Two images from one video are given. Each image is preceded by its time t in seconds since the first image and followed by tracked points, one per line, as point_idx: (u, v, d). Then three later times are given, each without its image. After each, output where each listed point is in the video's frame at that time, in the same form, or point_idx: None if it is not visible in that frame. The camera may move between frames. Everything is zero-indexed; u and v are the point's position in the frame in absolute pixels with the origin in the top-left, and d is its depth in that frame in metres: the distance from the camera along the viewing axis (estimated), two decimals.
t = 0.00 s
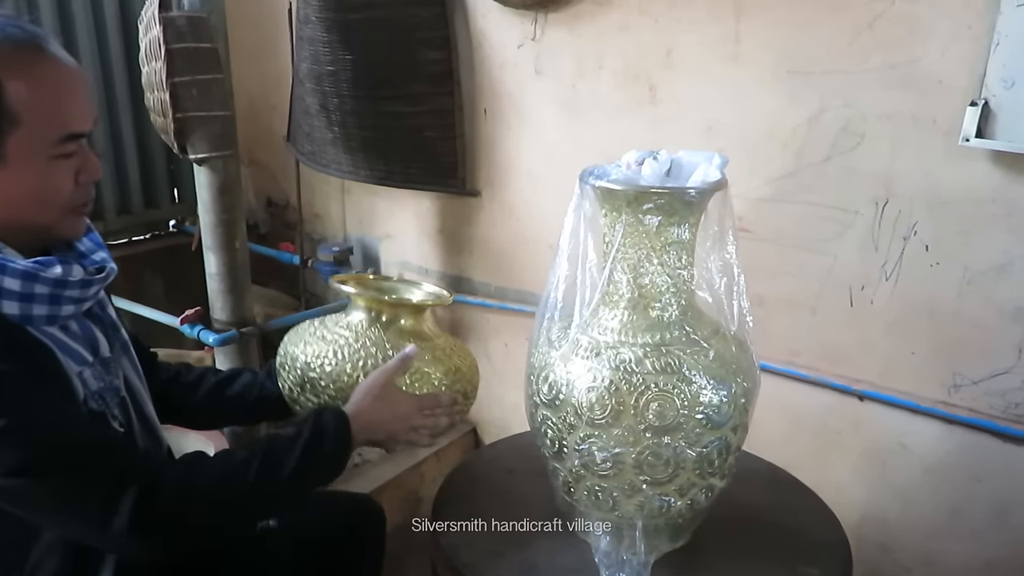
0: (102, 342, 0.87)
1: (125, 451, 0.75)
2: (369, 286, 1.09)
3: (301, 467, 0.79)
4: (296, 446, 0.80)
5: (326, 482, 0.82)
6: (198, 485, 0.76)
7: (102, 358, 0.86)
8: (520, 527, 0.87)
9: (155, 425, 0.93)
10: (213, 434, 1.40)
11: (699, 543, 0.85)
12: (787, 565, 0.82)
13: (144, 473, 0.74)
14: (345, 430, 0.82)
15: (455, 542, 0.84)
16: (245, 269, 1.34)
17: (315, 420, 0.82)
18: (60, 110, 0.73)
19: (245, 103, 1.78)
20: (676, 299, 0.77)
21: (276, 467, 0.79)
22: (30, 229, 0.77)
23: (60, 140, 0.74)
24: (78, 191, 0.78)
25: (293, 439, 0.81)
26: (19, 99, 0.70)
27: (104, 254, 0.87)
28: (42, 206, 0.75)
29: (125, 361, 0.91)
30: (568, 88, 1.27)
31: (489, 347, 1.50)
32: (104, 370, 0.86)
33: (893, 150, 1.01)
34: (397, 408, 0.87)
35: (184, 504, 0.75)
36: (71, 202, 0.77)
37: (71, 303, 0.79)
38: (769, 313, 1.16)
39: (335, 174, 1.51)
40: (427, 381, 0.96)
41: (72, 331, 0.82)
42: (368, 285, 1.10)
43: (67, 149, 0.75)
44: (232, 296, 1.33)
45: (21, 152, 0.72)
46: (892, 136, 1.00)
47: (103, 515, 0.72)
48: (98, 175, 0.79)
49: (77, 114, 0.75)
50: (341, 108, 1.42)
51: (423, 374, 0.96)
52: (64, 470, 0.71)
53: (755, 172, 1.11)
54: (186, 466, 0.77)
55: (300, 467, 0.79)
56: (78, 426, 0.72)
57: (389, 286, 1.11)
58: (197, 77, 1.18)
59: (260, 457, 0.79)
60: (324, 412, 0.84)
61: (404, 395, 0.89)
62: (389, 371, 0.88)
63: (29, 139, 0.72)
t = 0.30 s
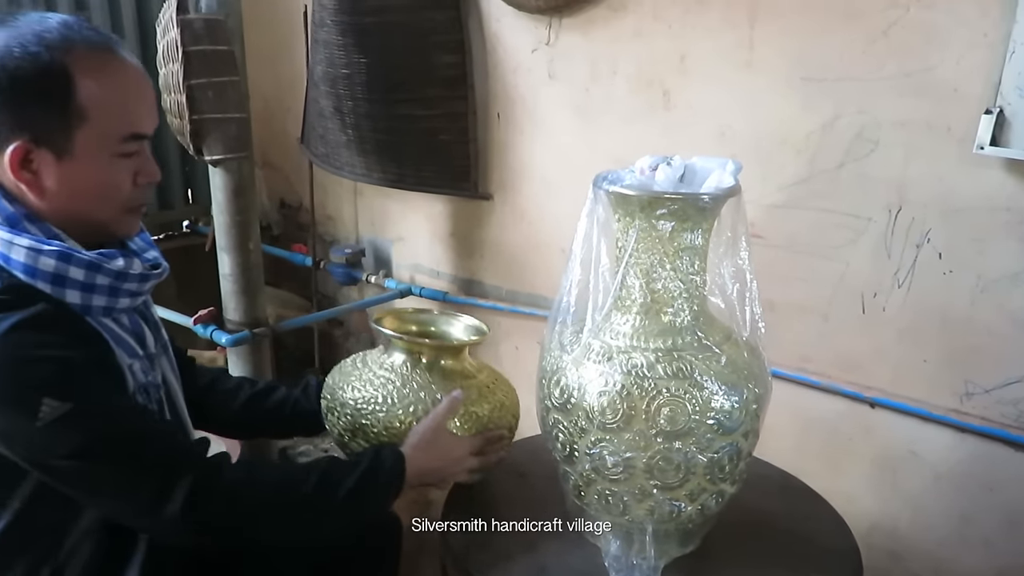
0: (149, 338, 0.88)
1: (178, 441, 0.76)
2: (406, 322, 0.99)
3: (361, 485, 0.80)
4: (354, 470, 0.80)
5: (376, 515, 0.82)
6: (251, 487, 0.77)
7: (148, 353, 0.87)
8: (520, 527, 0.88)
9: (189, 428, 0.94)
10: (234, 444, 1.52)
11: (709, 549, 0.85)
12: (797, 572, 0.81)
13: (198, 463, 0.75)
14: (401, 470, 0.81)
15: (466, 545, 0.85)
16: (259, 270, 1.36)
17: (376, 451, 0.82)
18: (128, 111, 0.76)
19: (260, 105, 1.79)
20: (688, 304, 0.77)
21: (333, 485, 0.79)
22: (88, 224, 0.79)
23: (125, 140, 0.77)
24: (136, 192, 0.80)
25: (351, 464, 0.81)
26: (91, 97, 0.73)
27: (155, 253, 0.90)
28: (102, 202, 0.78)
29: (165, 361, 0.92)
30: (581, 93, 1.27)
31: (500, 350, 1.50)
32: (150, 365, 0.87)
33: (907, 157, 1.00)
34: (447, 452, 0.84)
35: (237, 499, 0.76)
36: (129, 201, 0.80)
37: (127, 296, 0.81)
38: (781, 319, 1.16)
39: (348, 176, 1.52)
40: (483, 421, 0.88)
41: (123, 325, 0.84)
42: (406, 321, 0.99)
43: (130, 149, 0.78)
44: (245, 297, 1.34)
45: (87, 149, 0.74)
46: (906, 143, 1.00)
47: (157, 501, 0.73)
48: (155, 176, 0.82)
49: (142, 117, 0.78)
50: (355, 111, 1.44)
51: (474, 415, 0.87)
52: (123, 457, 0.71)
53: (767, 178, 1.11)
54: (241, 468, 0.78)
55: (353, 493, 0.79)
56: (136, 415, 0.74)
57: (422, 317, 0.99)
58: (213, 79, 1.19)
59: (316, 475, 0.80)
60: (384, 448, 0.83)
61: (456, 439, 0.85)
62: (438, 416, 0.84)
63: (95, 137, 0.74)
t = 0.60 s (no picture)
0: (190, 345, 0.90)
1: (226, 434, 0.77)
2: (422, 335, 0.99)
3: (402, 488, 0.80)
4: (398, 469, 0.81)
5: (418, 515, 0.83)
6: (301, 480, 0.78)
7: (192, 356, 0.90)
8: (520, 527, 0.89)
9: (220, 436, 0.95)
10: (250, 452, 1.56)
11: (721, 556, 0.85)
12: None
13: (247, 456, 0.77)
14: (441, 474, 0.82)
15: (478, 550, 0.85)
16: (273, 275, 1.37)
17: (417, 458, 0.83)
18: (196, 133, 0.79)
19: (274, 110, 1.81)
20: (701, 312, 0.77)
21: (378, 484, 0.80)
22: (143, 233, 0.82)
23: (189, 159, 0.79)
24: (191, 209, 0.83)
25: (394, 466, 0.82)
26: (163, 116, 0.76)
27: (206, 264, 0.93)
28: (159, 214, 0.81)
29: (201, 371, 0.93)
30: (594, 100, 1.28)
31: (511, 355, 1.50)
32: (191, 370, 0.89)
33: (920, 166, 1.00)
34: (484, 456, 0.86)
35: (282, 492, 0.77)
36: (185, 218, 0.83)
37: (180, 301, 0.85)
38: (793, 327, 1.16)
39: (362, 182, 1.53)
40: (512, 423, 0.90)
41: (169, 327, 0.87)
42: (422, 335, 0.99)
43: (192, 168, 0.80)
44: (258, 301, 1.35)
45: (152, 164, 0.77)
46: (919, 152, 1.00)
47: (209, 488, 0.74)
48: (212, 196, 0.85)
49: (208, 138, 0.81)
50: (369, 117, 1.45)
51: (503, 419, 0.89)
52: (175, 448, 0.73)
53: (780, 186, 1.12)
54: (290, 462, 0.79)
55: (398, 492, 0.80)
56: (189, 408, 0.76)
57: (436, 328, 1.00)
58: (229, 85, 1.20)
59: (360, 474, 0.81)
60: (424, 453, 0.84)
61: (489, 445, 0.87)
62: (470, 425, 0.85)
63: (161, 153, 0.77)
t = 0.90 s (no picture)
0: (223, 349, 0.91)
1: (265, 435, 0.79)
2: (450, 345, 0.99)
3: (433, 500, 0.81)
4: (431, 479, 0.82)
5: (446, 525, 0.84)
6: (337, 483, 0.80)
7: (225, 360, 0.91)
8: (520, 527, 0.90)
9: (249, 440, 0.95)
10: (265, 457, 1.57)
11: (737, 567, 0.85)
12: None
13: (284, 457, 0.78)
14: (472, 488, 0.82)
15: (494, 558, 0.85)
16: (289, 281, 1.38)
17: (447, 472, 0.83)
18: (237, 146, 0.81)
19: (290, 118, 1.82)
20: (718, 322, 0.77)
21: (408, 496, 0.81)
22: (181, 241, 0.84)
23: (228, 171, 0.81)
24: (230, 220, 0.85)
25: (427, 476, 0.82)
26: (205, 129, 0.78)
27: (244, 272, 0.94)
28: (196, 223, 0.83)
29: (233, 377, 0.94)
30: (610, 109, 1.28)
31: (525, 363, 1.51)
32: (224, 374, 0.91)
33: (938, 177, 1.00)
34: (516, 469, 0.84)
35: (318, 493, 0.79)
36: (222, 228, 0.85)
37: (217, 306, 0.86)
38: (808, 337, 1.16)
39: (378, 190, 1.54)
40: (539, 438, 0.89)
41: (205, 332, 0.88)
42: (450, 345, 0.99)
43: (231, 180, 0.82)
44: (275, 307, 1.37)
45: (192, 174, 0.79)
46: (936, 163, 1.00)
47: (246, 486, 0.75)
48: (249, 208, 0.86)
49: (248, 152, 0.83)
50: (386, 125, 1.46)
51: (531, 435, 0.88)
52: (215, 449, 0.74)
53: (796, 196, 1.12)
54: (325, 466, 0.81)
55: (428, 503, 0.81)
56: (227, 409, 0.76)
57: (465, 338, 1.00)
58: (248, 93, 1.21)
59: (392, 482, 0.82)
60: (455, 467, 0.84)
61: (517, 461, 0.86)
62: (500, 443, 0.85)
63: (201, 164, 0.79)
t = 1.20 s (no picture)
0: (246, 353, 0.92)
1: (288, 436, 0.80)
2: (469, 351, 0.99)
3: (450, 506, 0.81)
4: (450, 484, 0.82)
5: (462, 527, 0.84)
6: (356, 482, 0.81)
7: (248, 364, 0.92)
8: (520, 527, 0.91)
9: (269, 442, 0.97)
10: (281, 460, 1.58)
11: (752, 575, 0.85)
12: None
13: (307, 457, 0.79)
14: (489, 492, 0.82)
15: (508, 563, 0.86)
16: (306, 284, 1.39)
17: (467, 479, 0.83)
18: (268, 156, 0.82)
19: (308, 123, 1.83)
20: (733, 329, 0.77)
21: (424, 502, 0.81)
22: (209, 245, 0.86)
23: (259, 180, 0.82)
24: (256, 227, 0.86)
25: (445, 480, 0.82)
26: (239, 138, 0.79)
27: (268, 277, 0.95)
28: (226, 229, 0.84)
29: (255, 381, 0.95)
30: (626, 115, 1.29)
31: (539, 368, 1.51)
32: (247, 377, 0.92)
33: (956, 184, 0.99)
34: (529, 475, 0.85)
35: (342, 492, 0.80)
36: (249, 234, 0.86)
37: (242, 311, 0.87)
38: (824, 344, 1.15)
39: (394, 194, 1.54)
40: (557, 446, 0.89)
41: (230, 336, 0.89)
42: (470, 350, 0.99)
43: (261, 189, 0.84)
44: (291, 311, 1.38)
45: (223, 182, 0.80)
46: (954, 170, 0.99)
47: (269, 488, 0.76)
48: (276, 216, 0.88)
49: (278, 161, 0.84)
50: (402, 131, 1.47)
51: (549, 441, 0.88)
52: (239, 447, 0.75)
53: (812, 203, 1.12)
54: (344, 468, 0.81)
55: (446, 508, 0.81)
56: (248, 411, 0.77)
57: (483, 344, 1.00)
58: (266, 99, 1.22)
59: (411, 487, 0.82)
60: (474, 471, 0.84)
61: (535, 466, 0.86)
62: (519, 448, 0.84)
63: (233, 172, 0.80)
